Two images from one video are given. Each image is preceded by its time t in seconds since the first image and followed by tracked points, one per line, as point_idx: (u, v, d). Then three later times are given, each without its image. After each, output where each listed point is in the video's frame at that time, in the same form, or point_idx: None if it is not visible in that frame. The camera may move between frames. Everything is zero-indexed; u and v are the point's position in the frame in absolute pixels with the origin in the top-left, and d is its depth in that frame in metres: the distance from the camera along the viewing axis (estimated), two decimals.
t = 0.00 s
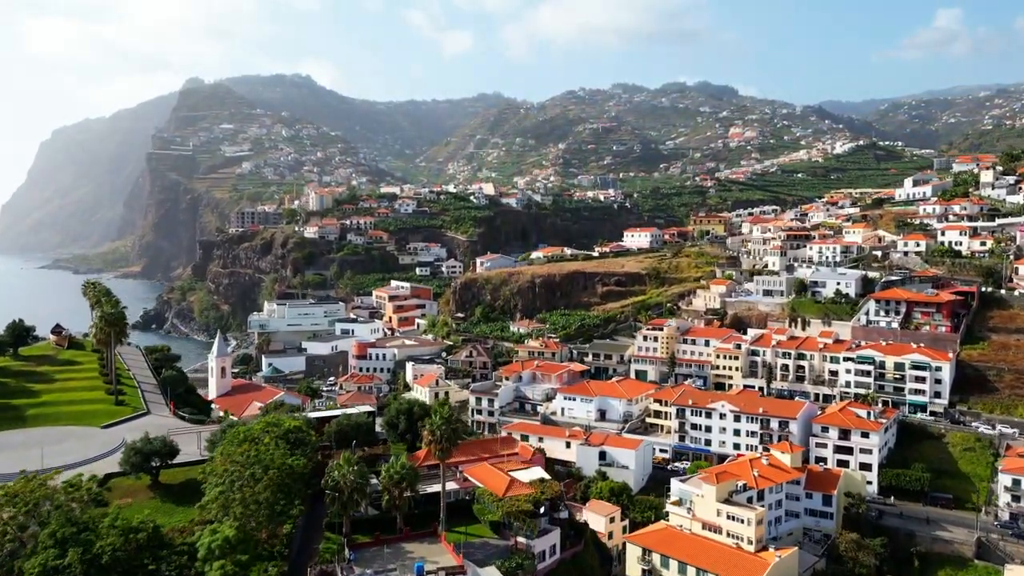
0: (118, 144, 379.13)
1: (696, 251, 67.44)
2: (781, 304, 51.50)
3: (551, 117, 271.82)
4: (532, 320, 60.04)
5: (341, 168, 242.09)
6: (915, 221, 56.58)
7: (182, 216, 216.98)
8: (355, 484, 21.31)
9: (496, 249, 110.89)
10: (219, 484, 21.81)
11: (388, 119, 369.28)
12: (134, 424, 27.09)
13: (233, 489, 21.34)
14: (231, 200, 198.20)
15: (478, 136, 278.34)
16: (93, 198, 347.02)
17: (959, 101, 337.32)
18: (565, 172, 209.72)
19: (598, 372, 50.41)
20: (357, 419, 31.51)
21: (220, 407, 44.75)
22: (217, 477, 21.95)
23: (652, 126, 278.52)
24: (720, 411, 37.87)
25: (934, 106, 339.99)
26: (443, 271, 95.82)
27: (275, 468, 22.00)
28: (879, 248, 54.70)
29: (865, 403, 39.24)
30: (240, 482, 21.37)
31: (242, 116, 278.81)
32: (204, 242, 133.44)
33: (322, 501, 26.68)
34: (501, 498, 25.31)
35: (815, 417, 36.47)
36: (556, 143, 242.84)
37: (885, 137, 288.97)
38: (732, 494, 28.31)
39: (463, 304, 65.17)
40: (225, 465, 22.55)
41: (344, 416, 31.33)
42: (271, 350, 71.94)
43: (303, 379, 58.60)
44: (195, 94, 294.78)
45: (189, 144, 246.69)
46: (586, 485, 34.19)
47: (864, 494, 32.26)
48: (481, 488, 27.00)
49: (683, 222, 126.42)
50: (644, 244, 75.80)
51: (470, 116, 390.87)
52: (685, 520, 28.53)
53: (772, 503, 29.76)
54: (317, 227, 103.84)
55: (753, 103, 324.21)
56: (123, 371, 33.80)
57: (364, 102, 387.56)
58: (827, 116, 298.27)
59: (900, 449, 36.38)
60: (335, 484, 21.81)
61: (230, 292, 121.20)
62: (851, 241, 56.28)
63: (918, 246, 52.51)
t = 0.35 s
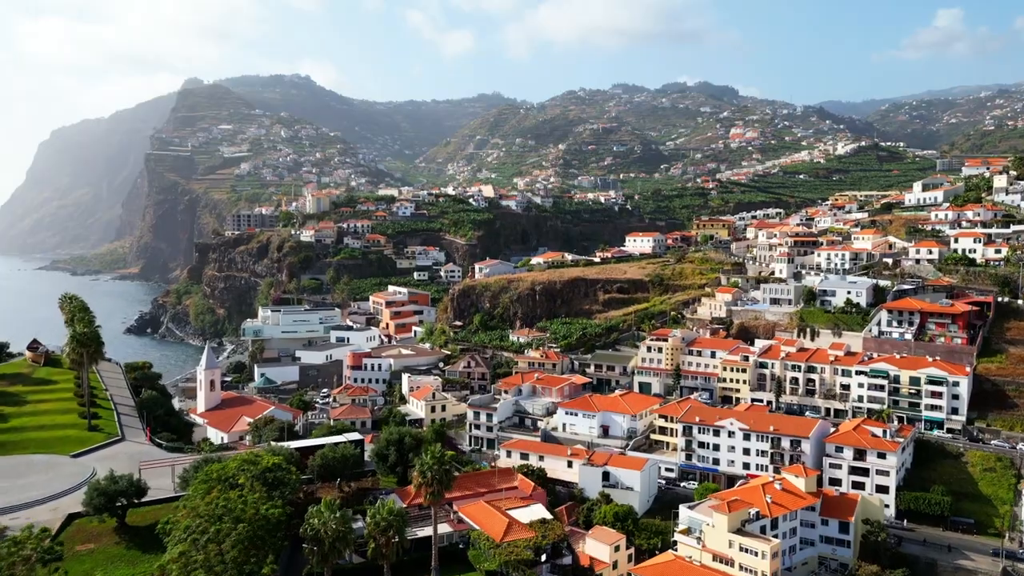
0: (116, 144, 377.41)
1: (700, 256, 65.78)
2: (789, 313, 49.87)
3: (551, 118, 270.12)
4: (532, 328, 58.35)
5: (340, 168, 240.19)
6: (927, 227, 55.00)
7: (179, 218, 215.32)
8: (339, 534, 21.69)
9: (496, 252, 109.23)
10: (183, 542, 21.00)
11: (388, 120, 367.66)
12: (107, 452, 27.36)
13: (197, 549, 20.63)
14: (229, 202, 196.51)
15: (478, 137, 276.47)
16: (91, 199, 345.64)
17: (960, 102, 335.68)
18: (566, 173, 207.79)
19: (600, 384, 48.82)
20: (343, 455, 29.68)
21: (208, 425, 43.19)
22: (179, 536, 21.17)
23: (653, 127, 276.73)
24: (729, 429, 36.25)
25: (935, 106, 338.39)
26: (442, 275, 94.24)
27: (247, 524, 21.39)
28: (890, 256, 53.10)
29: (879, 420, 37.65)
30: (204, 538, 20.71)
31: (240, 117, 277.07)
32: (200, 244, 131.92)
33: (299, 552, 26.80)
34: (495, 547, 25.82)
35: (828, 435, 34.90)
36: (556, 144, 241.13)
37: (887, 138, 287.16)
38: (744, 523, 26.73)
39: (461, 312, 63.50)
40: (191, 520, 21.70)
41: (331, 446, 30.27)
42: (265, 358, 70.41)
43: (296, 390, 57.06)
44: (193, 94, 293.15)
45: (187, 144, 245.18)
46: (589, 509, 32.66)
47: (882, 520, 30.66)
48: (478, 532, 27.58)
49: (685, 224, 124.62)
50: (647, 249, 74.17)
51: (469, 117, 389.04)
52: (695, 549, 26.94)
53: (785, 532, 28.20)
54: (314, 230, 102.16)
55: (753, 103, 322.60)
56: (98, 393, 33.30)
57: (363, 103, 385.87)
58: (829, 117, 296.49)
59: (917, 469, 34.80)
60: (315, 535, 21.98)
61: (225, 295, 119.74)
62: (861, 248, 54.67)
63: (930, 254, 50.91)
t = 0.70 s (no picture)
0: (118, 145, 376.47)
1: (707, 262, 64.11)
2: (801, 323, 48.21)
3: (554, 118, 268.46)
4: (535, 337, 56.71)
5: (341, 169, 238.49)
6: (943, 234, 53.39)
7: (179, 219, 214.03)
8: None
9: (497, 256, 107.62)
10: None
11: (390, 120, 366.26)
12: (80, 485, 26.12)
13: None
14: (229, 203, 195.17)
15: (480, 137, 274.69)
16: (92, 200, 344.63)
17: (965, 102, 333.43)
18: (568, 174, 206.13)
19: (605, 397, 47.14)
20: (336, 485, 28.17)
21: (197, 440, 41.58)
22: None
23: (656, 127, 274.91)
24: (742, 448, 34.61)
25: (939, 106, 336.19)
26: (443, 280, 92.77)
27: None
28: (904, 264, 51.43)
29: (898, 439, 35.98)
30: None
31: (241, 117, 275.67)
32: (199, 247, 130.56)
33: None
34: None
35: (846, 456, 33.33)
36: (559, 144, 239.46)
37: (891, 138, 285.01)
38: (761, 558, 24.98)
39: (462, 320, 61.87)
40: None
41: (315, 484, 27.63)
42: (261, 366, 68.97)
43: (291, 401, 55.58)
44: (194, 94, 291.77)
45: (188, 145, 243.89)
46: (595, 535, 31.04)
47: (905, 549, 28.96)
48: None
49: (689, 227, 122.91)
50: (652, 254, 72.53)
51: (471, 117, 387.44)
52: None
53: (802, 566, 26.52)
54: (312, 234, 100.60)
55: (757, 103, 320.65)
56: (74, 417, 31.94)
57: (365, 103, 384.36)
58: (833, 117, 294.43)
59: (939, 492, 33.14)
60: None
61: (224, 299, 118.48)
62: (874, 255, 53.00)
63: (947, 262, 49.25)
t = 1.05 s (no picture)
0: (122, 145, 375.67)
1: (716, 269, 62.38)
2: (815, 334, 46.53)
3: (559, 118, 266.88)
4: (540, 347, 55.09)
5: (344, 170, 236.82)
6: (963, 241, 51.72)
7: (182, 221, 213.02)
8: None
9: (501, 259, 106.07)
10: None
11: (394, 120, 365.03)
12: (48, 523, 22.56)
13: None
14: (231, 205, 194.00)
15: (484, 138, 273.18)
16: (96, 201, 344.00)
17: (972, 101, 330.85)
18: (573, 175, 204.41)
19: (613, 411, 45.53)
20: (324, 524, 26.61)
21: (189, 458, 40.08)
22: None
23: (661, 127, 273.04)
24: (757, 470, 32.96)
25: (946, 105, 333.60)
26: (446, 285, 91.32)
27: None
28: (923, 272, 49.70)
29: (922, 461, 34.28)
30: None
31: (245, 118, 274.54)
32: (200, 250, 129.34)
33: None
34: None
35: (868, 479, 31.75)
36: (563, 145, 237.91)
37: (898, 138, 282.59)
38: None
39: (464, 328, 60.26)
40: None
41: (301, 528, 25.73)
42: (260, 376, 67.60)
43: (289, 414, 54.11)
44: (197, 95, 290.70)
45: (192, 146, 242.70)
46: (604, 562, 29.39)
47: None
48: None
49: (696, 230, 121.10)
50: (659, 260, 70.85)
51: (475, 118, 385.87)
52: None
53: None
54: (314, 238, 99.15)
55: (762, 103, 318.53)
56: (52, 440, 28.52)
57: (369, 104, 383.34)
58: (839, 117, 292.27)
59: (966, 518, 31.53)
60: None
61: (225, 303, 117.33)
62: (891, 263, 51.27)
63: (969, 271, 47.53)
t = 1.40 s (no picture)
0: (127, 146, 375.42)
1: (727, 276, 60.71)
2: (832, 346, 44.82)
3: (564, 119, 265.33)
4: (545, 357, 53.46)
5: (349, 171, 235.25)
6: (984, 249, 50.03)
7: (186, 223, 212.13)
8: None
9: (506, 263, 104.56)
10: None
11: (399, 121, 363.91)
12: (17, 565, 21.00)
13: None
14: (235, 206, 192.91)
15: (489, 138, 271.77)
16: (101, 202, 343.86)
17: (979, 101, 328.30)
18: (578, 176, 202.81)
19: (621, 426, 43.93)
20: None
21: (183, 476, 38.62)
22: None
23: (667, 128, 271.27)
24: (775, 494, 31.32)
25: (953, 105, 331.07)
26: (449, 290, 89.86)
27: None
28: (943, 281, 48.01)
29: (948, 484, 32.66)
30: None
31: (249, 119, 273.59)
32: (201, 254, 128.18)
33: None
34: None
35: (893, 505, 30.11)
36: (569, 146, 236.42)
37: (905, 138, 280.24)
38: None
39: (467, 337, 58.68)
40: None
41: None
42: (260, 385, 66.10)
43: (288, 426, 52.71)
44: (202, 96, 289.85)
45: (197, 147, 241.67)
46: None
47: None
48: None
49: (703, 232, 119.40)
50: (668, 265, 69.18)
51: (480, 118, 384.48)
52: None
53: None
54: (316, 241, 97.77)
55: (769, 103, 316.47)
56: (29, 470, 26.96)
57: (374, 105, 382.37)
58: (846, 117, 290.13)
59: (995, 546, 29.93)
60: None
61: (226, 307, 116.14)
62: (909, 271, 49.58)
63: (992, 281, 45.85)
